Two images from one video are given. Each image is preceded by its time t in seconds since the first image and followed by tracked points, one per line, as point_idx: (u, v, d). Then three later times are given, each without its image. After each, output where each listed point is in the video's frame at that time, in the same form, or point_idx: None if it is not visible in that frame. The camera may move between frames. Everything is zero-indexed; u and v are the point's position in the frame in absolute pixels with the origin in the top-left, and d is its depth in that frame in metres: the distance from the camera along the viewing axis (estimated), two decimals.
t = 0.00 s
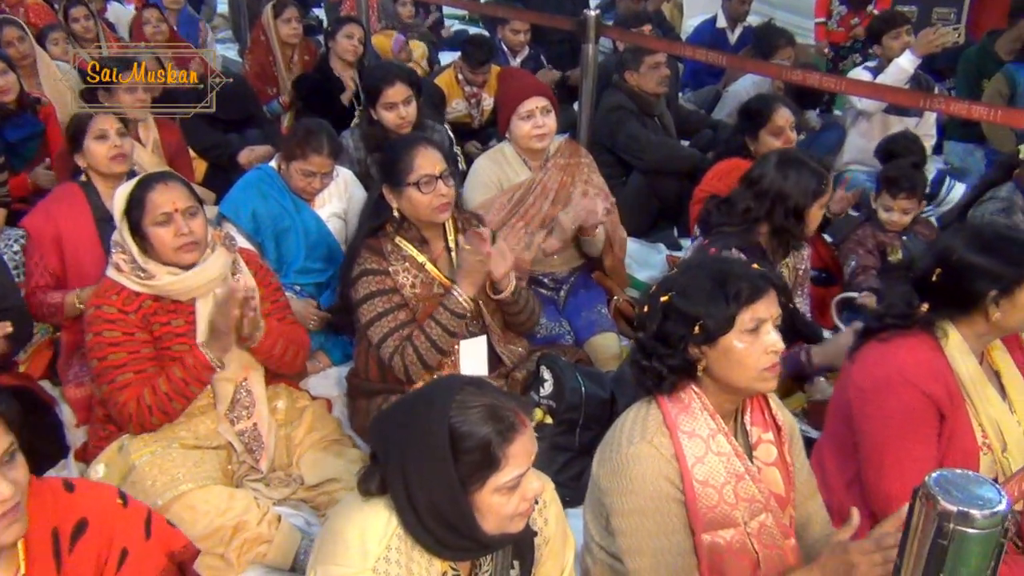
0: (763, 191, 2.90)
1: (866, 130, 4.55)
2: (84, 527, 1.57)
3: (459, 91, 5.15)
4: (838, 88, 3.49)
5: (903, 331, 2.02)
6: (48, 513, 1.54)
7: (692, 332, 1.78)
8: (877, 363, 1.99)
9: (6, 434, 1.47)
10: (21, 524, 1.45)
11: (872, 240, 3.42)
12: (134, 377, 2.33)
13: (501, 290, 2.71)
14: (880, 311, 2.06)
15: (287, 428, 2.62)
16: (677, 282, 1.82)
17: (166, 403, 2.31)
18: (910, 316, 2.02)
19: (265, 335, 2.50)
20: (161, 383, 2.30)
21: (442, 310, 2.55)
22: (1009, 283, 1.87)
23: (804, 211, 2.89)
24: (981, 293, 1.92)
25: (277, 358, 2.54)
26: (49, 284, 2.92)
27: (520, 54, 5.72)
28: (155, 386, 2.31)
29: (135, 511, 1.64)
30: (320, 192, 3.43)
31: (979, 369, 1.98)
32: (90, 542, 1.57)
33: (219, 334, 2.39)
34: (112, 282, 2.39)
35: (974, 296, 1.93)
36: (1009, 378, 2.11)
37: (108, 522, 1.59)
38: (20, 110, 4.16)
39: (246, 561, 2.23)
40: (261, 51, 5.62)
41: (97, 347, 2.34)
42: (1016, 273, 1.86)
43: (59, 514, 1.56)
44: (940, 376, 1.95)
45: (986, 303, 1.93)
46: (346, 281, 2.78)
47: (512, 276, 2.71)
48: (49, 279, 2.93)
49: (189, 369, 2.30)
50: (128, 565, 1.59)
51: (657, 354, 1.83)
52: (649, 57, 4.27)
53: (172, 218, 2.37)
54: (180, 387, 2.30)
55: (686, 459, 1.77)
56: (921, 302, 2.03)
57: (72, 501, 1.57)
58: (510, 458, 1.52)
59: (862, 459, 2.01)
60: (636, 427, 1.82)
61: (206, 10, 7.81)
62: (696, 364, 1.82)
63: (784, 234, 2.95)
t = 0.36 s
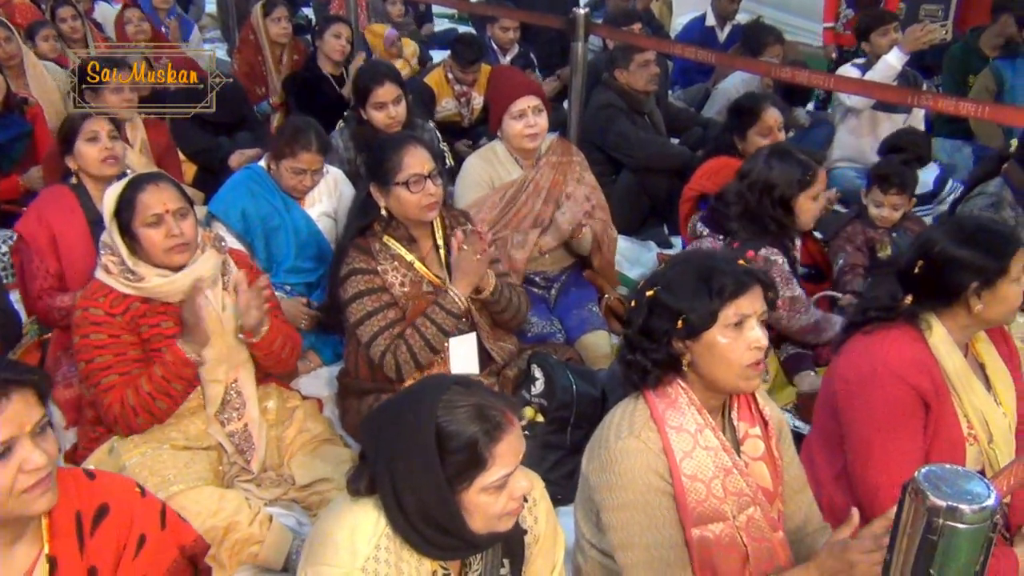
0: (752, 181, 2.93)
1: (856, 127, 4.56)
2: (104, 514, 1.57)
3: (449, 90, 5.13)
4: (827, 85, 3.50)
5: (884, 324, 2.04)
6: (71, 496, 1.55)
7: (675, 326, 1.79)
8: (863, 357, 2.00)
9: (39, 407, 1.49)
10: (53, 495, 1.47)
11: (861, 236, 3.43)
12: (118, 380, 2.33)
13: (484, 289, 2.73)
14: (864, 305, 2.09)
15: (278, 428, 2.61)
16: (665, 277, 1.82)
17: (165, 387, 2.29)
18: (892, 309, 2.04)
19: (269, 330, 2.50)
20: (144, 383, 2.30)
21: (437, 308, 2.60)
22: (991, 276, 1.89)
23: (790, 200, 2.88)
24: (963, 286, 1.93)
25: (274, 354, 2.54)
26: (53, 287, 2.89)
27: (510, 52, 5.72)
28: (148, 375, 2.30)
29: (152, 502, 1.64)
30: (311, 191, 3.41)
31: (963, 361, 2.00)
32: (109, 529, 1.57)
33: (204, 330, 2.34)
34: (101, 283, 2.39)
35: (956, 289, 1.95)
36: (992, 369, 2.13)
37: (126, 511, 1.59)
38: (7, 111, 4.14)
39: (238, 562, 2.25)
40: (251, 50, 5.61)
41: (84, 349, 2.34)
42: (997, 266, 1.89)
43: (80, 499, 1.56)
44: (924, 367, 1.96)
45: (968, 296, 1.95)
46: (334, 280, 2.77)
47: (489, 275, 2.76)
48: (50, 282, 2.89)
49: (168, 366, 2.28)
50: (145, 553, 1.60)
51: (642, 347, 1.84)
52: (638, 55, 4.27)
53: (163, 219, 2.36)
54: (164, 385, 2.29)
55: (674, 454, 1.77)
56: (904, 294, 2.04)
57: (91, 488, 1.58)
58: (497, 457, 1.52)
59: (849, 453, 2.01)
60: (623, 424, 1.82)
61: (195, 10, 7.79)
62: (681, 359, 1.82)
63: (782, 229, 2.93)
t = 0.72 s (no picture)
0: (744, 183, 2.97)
1: (849, 130, 4.57)
2: (72, 528, 1.56)
3: (443, 94, 5.11)
4: (821, 88, 3.51)
5: (883, 330, 2.04)
6: (37, 513, 1.53)
7: (673, 332, 1.79)
8: (862, 363, 2.00)
9: None
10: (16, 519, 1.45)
11: (850, 236, 3.45)
12: (114, 377, 2.31)
13: (492, 286, 2.76)
14: (864, 313, 2.09)
15: (272, 434, 2.60)
16: (660, 282, 1.82)
17: (156, 378, 2.28)
18: (891, 316, 2.05)
19: (266, 325, 2.49)
20: (135, 378, 2.29)
21: (420, 310, 2.57)
22: (986, 286, 1.91)
23: (771, 207, 2.92)
24: (958, 296, 1.95)
25: (271, 351, 2.53)
26: (64, 281, 2.86)
27: (504, 56, 5.73)
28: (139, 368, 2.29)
29: (123, 510, 1.63)
30: (304, 195, 3.40)
31: (960, 368, 2.00)
32: (77, 543, 1.55)
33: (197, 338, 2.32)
34: (94, 288, 2.38)
35: (951, 298, 1.96)
36: (992, 378, 2.13)
37: (94, 523, 1.58)
38: None
39: (233, 568, 2.22)
40: (244, 54, 5.60)
41: (79, 350, 2.33)
42: (993, 275, 1.90)
43: (46, 516, 1.54)
44: (922, 373, 1.97)
45: (963, 306, 1.96)
46: (329, 285, 2.77)
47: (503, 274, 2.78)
48: (61, 276, 2.86)
49: (157, 358, 2.27)
50: (117, 566, 1.58)
51: (639, 355, 1.83)
52: (632, 59, 4.27)
53: (156, 225, 2.35)
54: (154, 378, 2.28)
55: (671, 459, 1.77)
56: (903, 301, 2.06)
57: (58, 502, 1.56)
58: (477, 443, 1.53)
59: (847, 459, 2.01)
60: (620, 427, 1.82)
61: (188, 13, 7.79)
62: (678, 365, 1.83)
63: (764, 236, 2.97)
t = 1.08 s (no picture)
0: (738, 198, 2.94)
1: (844, 136, 4.58)
2: (33, 543, 1.46)
3: (439, 100, 5.10)
4: (817, 94, 3.51)
5: (881, 339, 2.06)
6: None
7: (671, 337, 1.79)
8: (861, 369, 2.01)
9: None
10: None
11: (850, 241, 3.45)
12: (99, 392, 2.33)
13: (475, 298, 2.77)
14: (863, 323, 2.11)
15: (268, 440, 2.60)
16: (658, 287, 1.82)
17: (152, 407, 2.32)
18: (888, 325, 2.07)
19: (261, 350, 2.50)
20: (129, 399, 2.31)
21: (428, 317, 2.61)
22: (977, 294, 1.93)
23: (752, 214, 2.92)
24: (947, 308, 1.98)
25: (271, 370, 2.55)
26: (48, 291, 2.87)
27: (500, 62, 5.73)
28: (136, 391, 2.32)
29: (90, 524, 1.53)
30: (301, 201, 3.40)
31: (958, 375, 2.01)
32: (39, 558, 1.46)
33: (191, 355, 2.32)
34: (89, 292, 2.38)
35: (943, 310, 1.99)
36: (991, 388, 2.14)
37: (60, 535, 1.49)
38: None
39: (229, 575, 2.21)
40: (241, 60, 5.60)
41: (67, 357, 2.33)
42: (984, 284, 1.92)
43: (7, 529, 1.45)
44: (920, 382, 1.97)
45: (954, 317, 1.98)
46: (327, 290, 2.77)
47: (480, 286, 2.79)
48: (45, 287, 2.87)
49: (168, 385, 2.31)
50: None
51: (635, 359, 1.83)
52: (628, 65, 4.28)
53: (152, 229, 2.35)
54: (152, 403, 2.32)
55: (666, 464, 1.77)
56: (899, 308, 2.08)
57: (17, 516, 1.46)
58: (468, 438, 1.53)
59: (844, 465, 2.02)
60: (616, 432, 1.82)
61: (185, 20, 7.80)
62: (676, 371, 1.83)
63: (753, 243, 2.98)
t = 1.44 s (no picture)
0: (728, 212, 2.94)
1: (839, 145, 4.59)
2: (69, 538, 1.61)
3: (436, 109, 5.12)
4: (812, 105, 3.53)
5: (873, 344, 2.06)
6: (34, 522, 1.58)
7: (669, 348, 1.79)
8: (852, 376, 2.01)
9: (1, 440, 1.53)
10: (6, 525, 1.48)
11: (840, 256, 3.45)
12: (111, 389, 2.32)
13: (482, 303, 2.74)
14: (854, 329, 2.12)
15: (265, 449, 2.59)
16: (656, 297, 1.83)
17: (147, 412, 2.29)
18: (879, 330, 2.08)
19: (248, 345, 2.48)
20: (140, 391, 2.29)
21: (415, 324, 2.58)
22: (959, 300, 1.95)
23: (746, 224, 2.91)
24: (932, 309, 2.00)
25: (255, 367, 2.52)
26: (58, 299, 2.88)
27: (496, 72, 5.75)
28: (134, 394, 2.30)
29: (118, 525, 1.67)
30: (298, 211, 3.40)
31: (949, 383, 2.01)
32: (73, 552, 1.60)
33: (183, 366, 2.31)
34: (85, 301, 2.38)
35: (928, 312, 2.01)
36: (982, 393, 2.14)
37: (91, 534, 1.62)
38: None
39: None
40: (238, 69, 5.61)
41: (73, 362, 2.33)
42: (968, 287, 1.94)
43: (46, 524, 1.60)
44: (911, 388, 1.98)
45: (939, 320, 2.00)
46: (323, 300, 2.77)
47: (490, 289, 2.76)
48: (54, 296, 2.87)
49: (167, 375, 2.28)
50: None
51: (635, 370, 1.83)
52: (625, 74, 4.28)
53: (146, 238, 2.35)
54: (147, 407, 2.29)
55: (666, 475, 1.77)
56: (889, 312, 2.09)
57: (56, 512, 1.62)
58: (473, 460, 1.52)
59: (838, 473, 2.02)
60: (613, 443, 1.82)
61: (182, 29, 7.83)
62: (674, 381, 1.83)
63: (745, 254, 2.98)
